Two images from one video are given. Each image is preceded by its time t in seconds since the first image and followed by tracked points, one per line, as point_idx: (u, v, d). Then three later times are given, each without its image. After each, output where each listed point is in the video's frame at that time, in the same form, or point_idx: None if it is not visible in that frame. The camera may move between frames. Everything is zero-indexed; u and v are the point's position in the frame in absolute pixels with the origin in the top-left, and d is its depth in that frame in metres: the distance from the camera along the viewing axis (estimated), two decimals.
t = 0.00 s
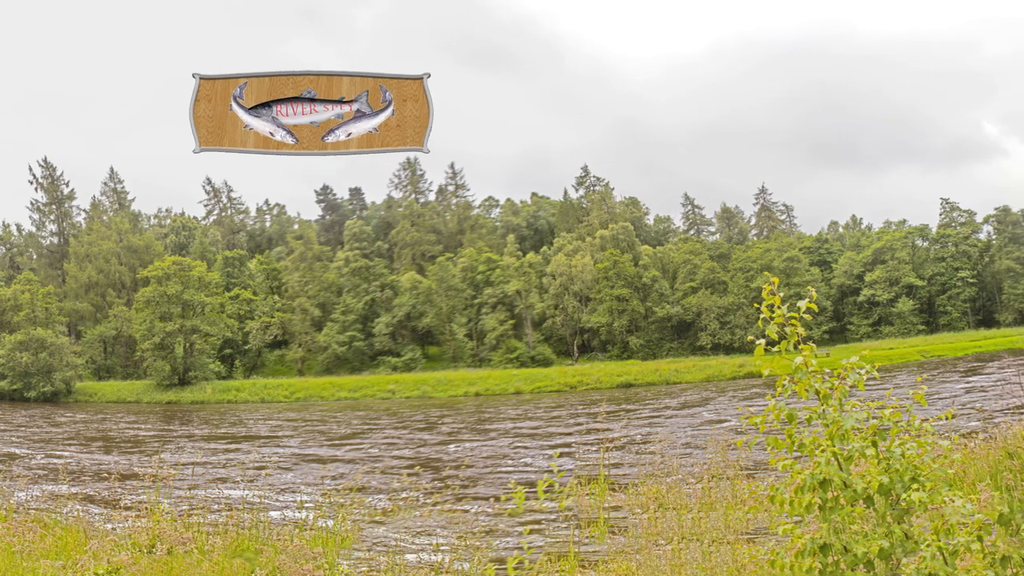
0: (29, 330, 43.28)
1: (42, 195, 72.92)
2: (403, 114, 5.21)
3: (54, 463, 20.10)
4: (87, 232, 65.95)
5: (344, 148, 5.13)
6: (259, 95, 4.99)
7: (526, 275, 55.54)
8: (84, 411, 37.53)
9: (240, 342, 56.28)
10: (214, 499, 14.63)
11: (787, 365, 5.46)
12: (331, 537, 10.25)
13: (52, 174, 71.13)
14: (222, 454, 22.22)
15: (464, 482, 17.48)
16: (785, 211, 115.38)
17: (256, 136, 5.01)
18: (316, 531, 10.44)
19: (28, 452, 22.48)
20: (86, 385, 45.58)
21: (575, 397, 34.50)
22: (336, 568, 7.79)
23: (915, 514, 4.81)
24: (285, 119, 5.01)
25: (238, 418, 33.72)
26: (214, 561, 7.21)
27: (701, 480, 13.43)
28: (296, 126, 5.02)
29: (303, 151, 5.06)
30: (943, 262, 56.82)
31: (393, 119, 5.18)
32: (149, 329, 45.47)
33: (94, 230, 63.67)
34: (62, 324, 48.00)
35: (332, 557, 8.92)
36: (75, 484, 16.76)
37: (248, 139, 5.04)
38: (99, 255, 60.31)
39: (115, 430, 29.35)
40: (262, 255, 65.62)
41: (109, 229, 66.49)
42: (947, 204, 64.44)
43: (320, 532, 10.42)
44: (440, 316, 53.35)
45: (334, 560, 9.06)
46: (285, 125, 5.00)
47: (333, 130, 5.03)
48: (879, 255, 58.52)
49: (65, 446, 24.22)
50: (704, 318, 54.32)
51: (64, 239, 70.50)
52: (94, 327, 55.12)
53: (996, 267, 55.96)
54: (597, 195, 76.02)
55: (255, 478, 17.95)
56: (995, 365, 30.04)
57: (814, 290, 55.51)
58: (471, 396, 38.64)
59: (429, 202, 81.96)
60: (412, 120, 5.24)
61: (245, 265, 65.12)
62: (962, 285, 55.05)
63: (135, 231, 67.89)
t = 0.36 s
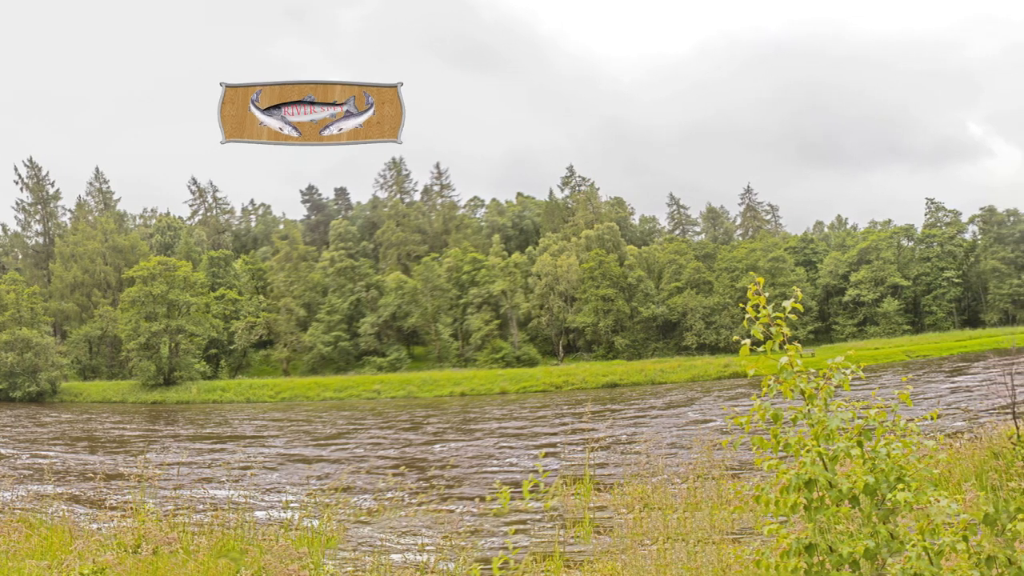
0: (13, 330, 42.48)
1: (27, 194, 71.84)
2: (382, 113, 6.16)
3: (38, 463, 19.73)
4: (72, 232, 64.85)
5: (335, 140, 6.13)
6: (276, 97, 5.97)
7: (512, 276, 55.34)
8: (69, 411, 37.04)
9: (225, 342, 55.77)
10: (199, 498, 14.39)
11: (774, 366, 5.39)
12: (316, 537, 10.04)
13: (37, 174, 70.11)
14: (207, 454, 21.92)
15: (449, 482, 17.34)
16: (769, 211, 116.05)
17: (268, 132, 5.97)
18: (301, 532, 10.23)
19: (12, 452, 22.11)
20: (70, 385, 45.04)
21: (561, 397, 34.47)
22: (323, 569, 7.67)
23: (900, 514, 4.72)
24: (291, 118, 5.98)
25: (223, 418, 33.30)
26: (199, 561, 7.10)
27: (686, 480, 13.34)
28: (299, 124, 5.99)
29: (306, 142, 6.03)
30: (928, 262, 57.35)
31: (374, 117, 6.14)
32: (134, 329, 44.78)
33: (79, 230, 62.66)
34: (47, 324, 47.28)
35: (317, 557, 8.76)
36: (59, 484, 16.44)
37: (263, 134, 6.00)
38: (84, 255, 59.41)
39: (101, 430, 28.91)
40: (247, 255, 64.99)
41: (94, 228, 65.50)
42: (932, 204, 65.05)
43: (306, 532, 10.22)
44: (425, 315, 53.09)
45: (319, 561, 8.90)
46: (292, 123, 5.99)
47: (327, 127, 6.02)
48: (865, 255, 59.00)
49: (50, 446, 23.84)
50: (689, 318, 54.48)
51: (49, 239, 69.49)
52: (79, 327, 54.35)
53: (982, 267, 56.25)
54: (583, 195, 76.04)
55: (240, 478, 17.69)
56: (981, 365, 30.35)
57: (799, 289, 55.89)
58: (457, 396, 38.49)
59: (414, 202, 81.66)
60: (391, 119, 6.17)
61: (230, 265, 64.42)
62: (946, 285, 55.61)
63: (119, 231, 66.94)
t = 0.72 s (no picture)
0: None
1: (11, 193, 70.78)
2: (367, 113, 7.24)
3: (22, 463, 19.34)
4: (58, 232, 63.95)
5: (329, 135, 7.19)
6: (287, 102, 7.17)
7: (497, 275, 55.16)
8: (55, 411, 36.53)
9: (211, 342, 55.20)
10: (184, 498, 14.12)
11: (758, 366, 5.32)
12: (302, 537, 9.86)
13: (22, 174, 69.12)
14: (193, 454, 21.58)
15: (435, 482, 17.18)
16: (754, 211, 116.72)
17: (278, 125, 7.09)
18: (287, 532, 10.04)
19: None
20: (55, 385, 44.54)
21: (546, 397, 34.40)
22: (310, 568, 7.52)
23: (885, 514, 4.64)
24: (299, 116, 7.13)
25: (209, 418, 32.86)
26: (186, 561, 6.96)
27: (671, 480, 13.27)
28: (305, 118, 7.09)
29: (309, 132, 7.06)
30: (914, 261, 57.99)
31: (355, 117, 7.18)
32: (120, 329, 44.10)
33: (64, 230, 61.70)
34: (33, 324, 46.57)
35: (302, 557, 8.62)
36: (45, 484, 16.10)
37: (274, 128, 7.11)
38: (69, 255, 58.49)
39: (87, 429, 28.43)
40: (233, 256, 64.35)
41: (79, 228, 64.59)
42: (918, 205, 65.70)
43: (291, 532, 10.04)
44: (410, 316, 52.84)
45: (304, 560, 8.75)
46: (298, 119, 7.09)
47: (325, 120, 7.10)
48: (850, 255, 59.58)
49: (35, 446, 23.43)
50: (675, 318, 54.69)
51: (35, 239, 68.47)
52: (65, 327, 53.54)
53: (968, 266, 56.51)
54: (568, 195, 76.07)
55: (226, 478, 17.42)
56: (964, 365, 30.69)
57: (784, 289, 56.29)
58: (442, 396, 38.30)
59: (400, 202, 81.31)
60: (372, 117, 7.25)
61: (216, 265, 63.76)
62: (932, 285, 56.15)
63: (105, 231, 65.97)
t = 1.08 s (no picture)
0: None
1: None
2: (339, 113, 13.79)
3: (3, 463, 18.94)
4: (42, 232, 63.01)
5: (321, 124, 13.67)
6: (301, 110, 13.69)
7: (483, 276, 54.94)
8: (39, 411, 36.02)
9: (196, 342, 54.64)
10: (169, 498, 13.88)
11: (744, 366, 5.26)
12: (287, 537, 9.67)
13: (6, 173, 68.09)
14: (178, 454, 21.26)
15: (420, 482, 17.04)
16: (741, 211, 117.05)
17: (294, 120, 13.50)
18: (272, 532, 9.87)
19: None
20: (40, 385, 44.17)
21: (532, 397, 34.36)
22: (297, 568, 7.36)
23: (871, 514, 4.57)
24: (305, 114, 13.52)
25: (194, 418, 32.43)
26: (172, 561, 6.82)
27: (657, 480, 13.22)
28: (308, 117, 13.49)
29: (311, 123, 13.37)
30: (899, 261, 58.59)
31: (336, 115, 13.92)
32: (105, 329, 43.42)
33: (49, 230, 60.81)
34: (16, 323, 45.85)
35: (287, 557, 8.47)
36: (28, 485, 15.76)
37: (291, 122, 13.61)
38: (54, 255, 57.49)
39: (72, 430, 27.98)
40: (218, 256, 63.71)
41: (64, 228, 63.66)
42: (903, 205, 66.32)
43: (277, 532, 9.85)
44: (396, 315, 52.68)
45: (290, 561, 8.59)
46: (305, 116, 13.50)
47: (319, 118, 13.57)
48: (835, 255, 60.61)
49: (17, 446, 23.00)
50: (660, 317, 54.84)
51: (19, 239, 67.39)
52: (50, 327, 52.72)
53: (953, 267, 57.52)
54: (553, 195, 76.07)
55: (211, 478, 17.16)
56: (947, 366, 31.00)
57: (769, 289, 56.69)
58: (428, 396, 38.12)
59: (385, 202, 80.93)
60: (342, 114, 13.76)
61: (201, 265, 63.10)
62: (917, 285, 56.75)
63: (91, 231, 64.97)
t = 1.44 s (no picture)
0: None
1: None
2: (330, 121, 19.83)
3: None
4: (27, 232, 62.10)
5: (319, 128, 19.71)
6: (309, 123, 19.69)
7: (468, 276, 54.62)
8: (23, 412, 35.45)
9: (182, 342, 53.99)
10: (154, 498, 13.62)
11: (729, 366, 5.19)
12: (273, 537, 9.49)
13: None
14: (164, 454, 20.93)
15: (405, 482, 16.87)
16: (727, 211, 117.55)
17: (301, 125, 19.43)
18: (258, 531, 9.69)
19: None
20: (25, 385, 43.68)
21: (517, 397, 34.28)
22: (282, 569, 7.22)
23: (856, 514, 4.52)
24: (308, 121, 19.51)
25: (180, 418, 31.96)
26: (157, 561, 6.66)
27: (642, 480, 13.16)
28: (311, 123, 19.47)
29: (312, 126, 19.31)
30: (885, 261, 59.14)
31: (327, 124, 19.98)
32: (91, 329, 42.73)
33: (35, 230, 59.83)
34: None
35: (272, 557, 8.30)
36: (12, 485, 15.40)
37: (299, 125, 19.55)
38: (39, 255, 56.55)
39: (57, 430, 27.50)
40: (204, 256, 63.00)
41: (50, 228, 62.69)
42: (888, 205, 66.97)
43: (262, 532, 9.66)
44: (381, 315, 52.45)
45: (275, 561, 8.42)
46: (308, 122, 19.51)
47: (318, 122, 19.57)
48: (821, 255, 60.86)
49: None
50: (646, 317, 54.94)
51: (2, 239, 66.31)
52: (34, 327, 51.87)
53: (939, 267, 58.18)
54: (539, 195, 76.03)
55: (196, 478, 16.89)
56: (930, 366, 31.27)
57: (753, 289, 56.97)
58: (413, 396, 37.91)
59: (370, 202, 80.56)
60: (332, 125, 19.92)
61: (186, 265, 62.39)
62: (902, 285, 57.27)
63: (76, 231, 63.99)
